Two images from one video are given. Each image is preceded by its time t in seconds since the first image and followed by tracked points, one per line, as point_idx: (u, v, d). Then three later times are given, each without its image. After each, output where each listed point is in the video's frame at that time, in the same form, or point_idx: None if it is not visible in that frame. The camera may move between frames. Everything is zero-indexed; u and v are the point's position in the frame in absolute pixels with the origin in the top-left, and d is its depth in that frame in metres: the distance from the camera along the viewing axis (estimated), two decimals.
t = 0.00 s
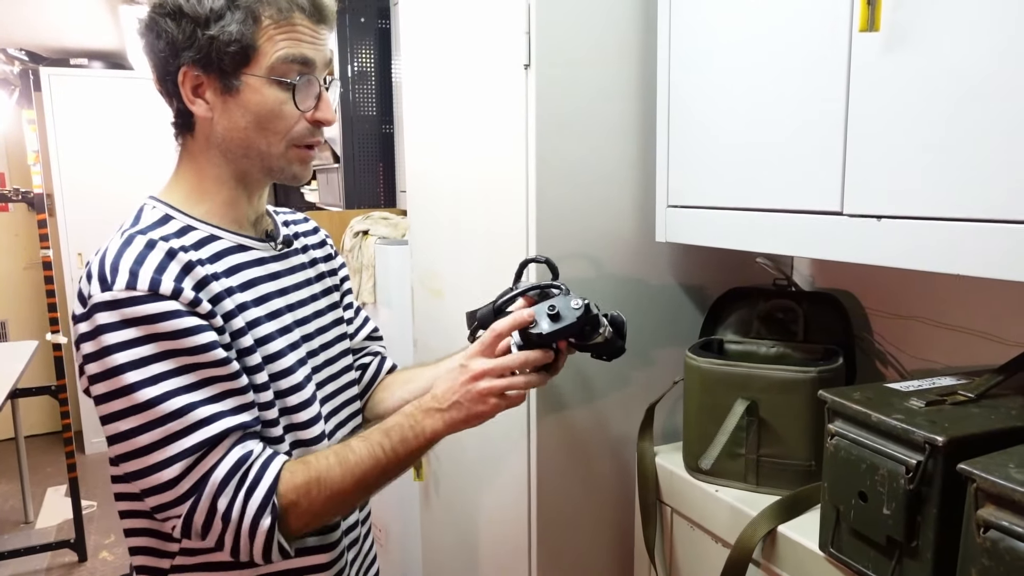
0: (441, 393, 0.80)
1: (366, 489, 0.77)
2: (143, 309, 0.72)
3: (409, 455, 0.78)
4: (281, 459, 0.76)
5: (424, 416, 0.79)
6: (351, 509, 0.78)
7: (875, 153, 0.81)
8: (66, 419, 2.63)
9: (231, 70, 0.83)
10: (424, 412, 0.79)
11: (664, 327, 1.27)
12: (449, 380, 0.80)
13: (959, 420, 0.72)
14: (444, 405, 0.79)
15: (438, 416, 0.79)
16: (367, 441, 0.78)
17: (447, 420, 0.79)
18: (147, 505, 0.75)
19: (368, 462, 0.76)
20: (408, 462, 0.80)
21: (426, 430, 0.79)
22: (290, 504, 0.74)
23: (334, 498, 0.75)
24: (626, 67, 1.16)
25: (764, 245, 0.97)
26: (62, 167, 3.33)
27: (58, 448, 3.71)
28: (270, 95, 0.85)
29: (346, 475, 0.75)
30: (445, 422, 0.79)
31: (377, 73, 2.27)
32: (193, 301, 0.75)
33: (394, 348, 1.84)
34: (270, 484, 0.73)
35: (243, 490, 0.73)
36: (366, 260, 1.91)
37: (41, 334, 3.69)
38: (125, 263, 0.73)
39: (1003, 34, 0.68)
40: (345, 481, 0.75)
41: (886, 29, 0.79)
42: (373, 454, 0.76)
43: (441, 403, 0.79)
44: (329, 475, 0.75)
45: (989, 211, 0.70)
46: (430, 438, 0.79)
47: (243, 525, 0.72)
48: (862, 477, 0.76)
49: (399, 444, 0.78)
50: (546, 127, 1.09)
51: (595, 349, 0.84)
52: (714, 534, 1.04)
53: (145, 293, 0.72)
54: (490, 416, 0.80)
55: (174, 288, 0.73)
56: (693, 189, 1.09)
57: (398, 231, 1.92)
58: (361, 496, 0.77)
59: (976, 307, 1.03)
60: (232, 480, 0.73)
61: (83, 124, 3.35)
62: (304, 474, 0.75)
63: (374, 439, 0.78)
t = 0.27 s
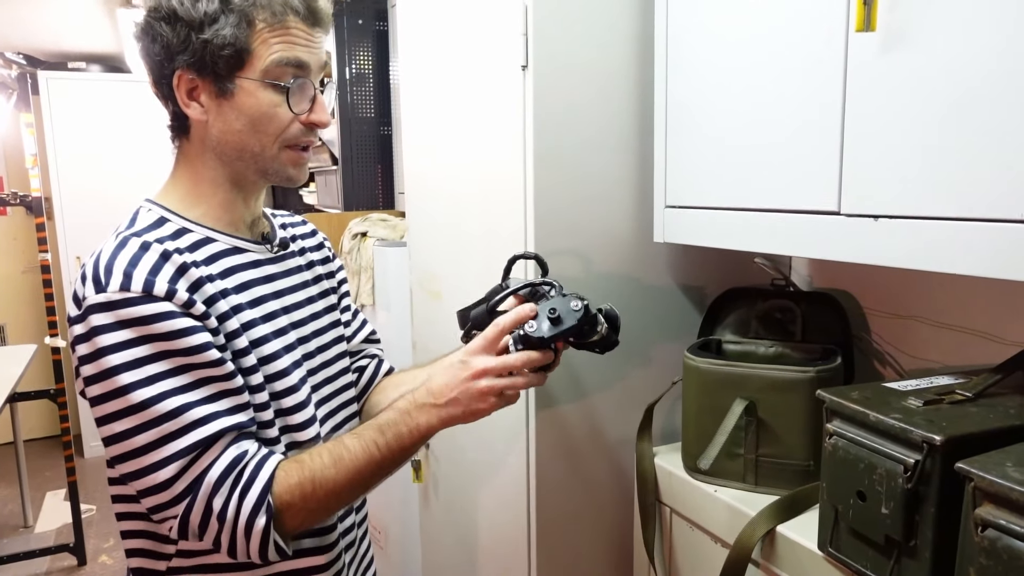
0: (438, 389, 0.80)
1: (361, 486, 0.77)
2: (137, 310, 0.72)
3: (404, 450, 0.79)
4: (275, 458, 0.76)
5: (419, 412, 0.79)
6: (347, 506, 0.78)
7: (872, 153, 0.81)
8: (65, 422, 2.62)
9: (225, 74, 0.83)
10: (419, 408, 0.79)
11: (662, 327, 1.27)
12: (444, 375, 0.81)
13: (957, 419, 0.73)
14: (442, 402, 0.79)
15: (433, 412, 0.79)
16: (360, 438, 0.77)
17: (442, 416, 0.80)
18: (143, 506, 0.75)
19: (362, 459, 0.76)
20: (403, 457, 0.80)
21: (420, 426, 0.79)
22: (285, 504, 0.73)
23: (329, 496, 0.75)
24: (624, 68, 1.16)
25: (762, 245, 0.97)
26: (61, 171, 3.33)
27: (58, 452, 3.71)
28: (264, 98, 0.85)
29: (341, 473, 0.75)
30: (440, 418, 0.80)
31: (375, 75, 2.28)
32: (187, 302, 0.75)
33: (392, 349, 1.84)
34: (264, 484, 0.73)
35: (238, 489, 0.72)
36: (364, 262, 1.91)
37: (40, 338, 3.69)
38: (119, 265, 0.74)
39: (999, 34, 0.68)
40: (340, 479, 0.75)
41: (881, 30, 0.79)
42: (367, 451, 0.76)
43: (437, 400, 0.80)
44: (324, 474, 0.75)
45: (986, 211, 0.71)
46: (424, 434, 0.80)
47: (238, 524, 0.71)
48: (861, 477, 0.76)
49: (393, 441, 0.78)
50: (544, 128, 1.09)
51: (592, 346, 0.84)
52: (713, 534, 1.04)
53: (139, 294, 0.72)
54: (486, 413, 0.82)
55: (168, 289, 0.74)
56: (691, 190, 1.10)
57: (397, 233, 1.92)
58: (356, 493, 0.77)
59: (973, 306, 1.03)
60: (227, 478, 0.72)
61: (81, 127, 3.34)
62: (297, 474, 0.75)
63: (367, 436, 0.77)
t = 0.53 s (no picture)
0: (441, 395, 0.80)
1: (361, 488, 0.77)
2: (136, 313, 0.72)
3: (404, 454, 0.79)
4: (275, 461, 0.76)
5: (420, 417, 0.80)
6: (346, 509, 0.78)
7: (868, 155, 0.82)
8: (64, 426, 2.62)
9: (220, 77, 0.84)
10: (421, 414, 0.80)
11: (661, 329, 1.27)
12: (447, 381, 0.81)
13: (954, 419, 0.73)
14: (445, 410, 0.79)
15: (435, 418, 0.80)
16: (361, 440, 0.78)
17: (443, 422, 0.80)
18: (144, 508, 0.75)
19: (363, 462, 0.76)
20: (402, 460, 0.80)
21: (422, 432, 0.79)
22: (286, 506, 0.73)
23: (330, 497, 0.75)
24: (621, 70, 1.17)
25: (759, 246, 0.98)
26: (59, 174, 3.33)
27: (57, 455, 3.71)
28: (260, 101, 0.85)
29: (342, 475, 0.75)
30: (442, 424, 0.80)
31: (373, 78, 2.28)
32: (185, 304, 0.75)
33: (391, 352, 1.84)
34: (264, 486, 0.73)
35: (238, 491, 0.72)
36: (363, 264, 1.91)
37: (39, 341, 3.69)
38: (118, 268, 0.74)
39: (995, 35, 0.68)
40: (341, 481, 0.75)
41: (878, 32, 0.79)
42: (368, 454, 0.77)
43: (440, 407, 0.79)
44: (325, 476, 0.75)
45: (983, 211, 0.71)
46: (424, 438, 0.80)
47: (239, 526, 0.71)
48: (859, 477, 0.77)
49: (394, 444, 0.78)
50: (542, 131, 1.10)
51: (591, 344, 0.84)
52: (712, 535, 1.04)
53: (138, 296, 0.72)
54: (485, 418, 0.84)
55: (167, 291, 0.74)
56: (689, 192, 1.10)
57: (395, 236, 1.92)
58: (356, 496, 0.77)
59: (970, 307, 1.04)
60: (227, 480, 0.72)
61: (80, 131, 3.35)
62: (298, 475, 0.75)
63: (368, 439, 0.78)
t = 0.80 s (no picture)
0: (439, 392, 0.81)
1: (361, 487, 0.77)
2: (139, 309, 0.72)
3: (404, 452, 0.79)
4: (275, 458, 0.76)
5: (419, 415, 0.80)
6: (346, 508, 0.78)
7: (866, 158, 0.82)
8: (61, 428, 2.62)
9: (188, 78, 0.84)
10: (420, 411, 0.80)
11: (659, 330, 1.28)
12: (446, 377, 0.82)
13: (951, 422, 0.73)
14: (444, 405, 0.80)
15: (434, 415, 0.81)
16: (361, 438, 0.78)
17: (442, 419, 0.81)
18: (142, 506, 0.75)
19: (363, 459, 0.76)
20: (403, 459, 0.80)
21: (421, 429, 0.80)
22: (286, 502, 0.74)
23: (329, 495, 0.75)
24: (620, 73, 1.17)
25: (757, 249, 0.98)
26: (58, 176, 3.33)
27: (54, 457, 3.71)
28: (227, 98, 0.84)
29: (342, 473, 0.76)
30: (441, 422, 0.81)
31: (371, 80, 2.28)
32: (187, 301, 0.75)
33: (390, 354, 1.84)
34: (264, 483, 0.73)
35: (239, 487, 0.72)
36: (362, 266, 1.90)
37: (37, 343, 3.68)
38: (121, 265, 0.74)
39: (991, 39, 0.69)
40: (341, 479, 0.75)
41: (875, 36, 0.79)
42: (368, 452, 0.77)
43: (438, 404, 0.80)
44: (325, 473, 0.75)
45: (980, 215, 0.71)
46: (425, 436, 0.81)
47: (239, 522, 0.71)
48: (857, 479, 0.77)
49: (394, 442, 0.78)
50: (540, 133, 1.10)
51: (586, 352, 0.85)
52: (711, 537, 1.04)
53: (141, 293, 0.73)
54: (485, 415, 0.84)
55: (169, 288, 0.74)
56: (687, 194, 1.10)
57: (394, 238, 1.92)
58: (356, 494, 0.77)
59: (967, 310, 1.04)
60: (227, 476, 0.72)
61: (78, 133, 3.34)
62: (298, 473, 0.75)
63: (368, 437, 0.78)
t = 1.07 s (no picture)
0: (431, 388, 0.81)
1: (354, 484, 0.77)
2: (134, 306, 0.73)
3: (397, 450, 0.79)
4: (267, 455, 0.76)
5: (413, 411, 0.80)
6: (339, 506, 0.78)
7: (865, 162, 0.82)
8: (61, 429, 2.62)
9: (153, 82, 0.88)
10: (413, 408, 0.80)
11: (658, 333, 1.28)
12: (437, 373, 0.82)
13: (950, 426, 0.73)
14: (435, 401, 0.81)
15: (426, 412, 0.81)
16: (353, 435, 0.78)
17: (435, 415, 0.81)
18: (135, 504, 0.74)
19: (356, 457, 0.76)
20: (396, 457, 0.80)
21: (414, 427, 0.80)
22: (279, 499, 0.73)
23: (322, 493, 0.75)
24: (619, 76, 1.17)
25: (757, 252, 0.98)
26: (58, 178, 3.33)
27: (53, 459, 3.70)
28: (178, 95, 0.87)
29: (335, 470, 0.76)
30: (434, 417, 0.81)
31: (372, 83, 2.28)
32: (183, 300, 0.76)
33: (390, 356, 1.85)
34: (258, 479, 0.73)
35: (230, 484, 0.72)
36: (362, 269, 1.90)
37: (36, 345, 3.68)
38: (119, 262, 0.75)
39: (990, 45, 0.69)
40: (334, 476, 0.75)
41: (873, 41, 0.80)
42: (361, 450, 0.77)
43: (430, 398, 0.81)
44: (318, 470, 0.75)
45: (979, 219, 0.71)
46: (417, 433, 0.81)
47: (230, 519, 0.71)
48: (856, 483, 0.77)
49: (387, 439, 0.78)
50: (540, 137, 1.10)
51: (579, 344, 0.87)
52: (711, 540, 1.04)
53: (137, 289, 0.73)
54: (478, 408, 0.84)
55: (165, 286, 0.75)
56: (686, 198, 1.10)
57: (394, 241, 1.92)
58: (349, 491, 0.77)
59: (966, 313, 1.04)
60: (220, 473, 0.72)
61: (79, 135, 3.35)
62: (291, 470, 0.75)
63: (361, 434, 0.78)
